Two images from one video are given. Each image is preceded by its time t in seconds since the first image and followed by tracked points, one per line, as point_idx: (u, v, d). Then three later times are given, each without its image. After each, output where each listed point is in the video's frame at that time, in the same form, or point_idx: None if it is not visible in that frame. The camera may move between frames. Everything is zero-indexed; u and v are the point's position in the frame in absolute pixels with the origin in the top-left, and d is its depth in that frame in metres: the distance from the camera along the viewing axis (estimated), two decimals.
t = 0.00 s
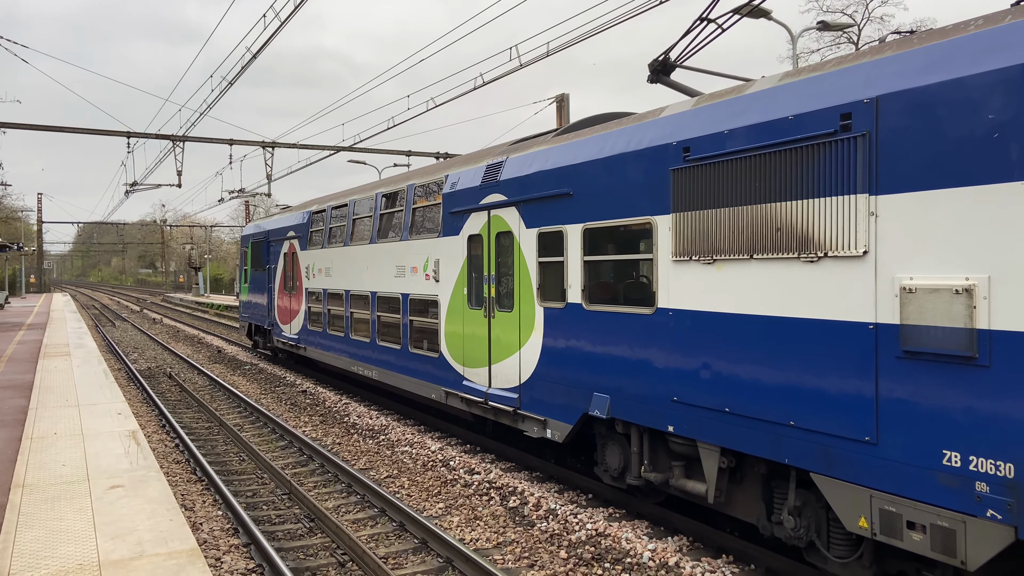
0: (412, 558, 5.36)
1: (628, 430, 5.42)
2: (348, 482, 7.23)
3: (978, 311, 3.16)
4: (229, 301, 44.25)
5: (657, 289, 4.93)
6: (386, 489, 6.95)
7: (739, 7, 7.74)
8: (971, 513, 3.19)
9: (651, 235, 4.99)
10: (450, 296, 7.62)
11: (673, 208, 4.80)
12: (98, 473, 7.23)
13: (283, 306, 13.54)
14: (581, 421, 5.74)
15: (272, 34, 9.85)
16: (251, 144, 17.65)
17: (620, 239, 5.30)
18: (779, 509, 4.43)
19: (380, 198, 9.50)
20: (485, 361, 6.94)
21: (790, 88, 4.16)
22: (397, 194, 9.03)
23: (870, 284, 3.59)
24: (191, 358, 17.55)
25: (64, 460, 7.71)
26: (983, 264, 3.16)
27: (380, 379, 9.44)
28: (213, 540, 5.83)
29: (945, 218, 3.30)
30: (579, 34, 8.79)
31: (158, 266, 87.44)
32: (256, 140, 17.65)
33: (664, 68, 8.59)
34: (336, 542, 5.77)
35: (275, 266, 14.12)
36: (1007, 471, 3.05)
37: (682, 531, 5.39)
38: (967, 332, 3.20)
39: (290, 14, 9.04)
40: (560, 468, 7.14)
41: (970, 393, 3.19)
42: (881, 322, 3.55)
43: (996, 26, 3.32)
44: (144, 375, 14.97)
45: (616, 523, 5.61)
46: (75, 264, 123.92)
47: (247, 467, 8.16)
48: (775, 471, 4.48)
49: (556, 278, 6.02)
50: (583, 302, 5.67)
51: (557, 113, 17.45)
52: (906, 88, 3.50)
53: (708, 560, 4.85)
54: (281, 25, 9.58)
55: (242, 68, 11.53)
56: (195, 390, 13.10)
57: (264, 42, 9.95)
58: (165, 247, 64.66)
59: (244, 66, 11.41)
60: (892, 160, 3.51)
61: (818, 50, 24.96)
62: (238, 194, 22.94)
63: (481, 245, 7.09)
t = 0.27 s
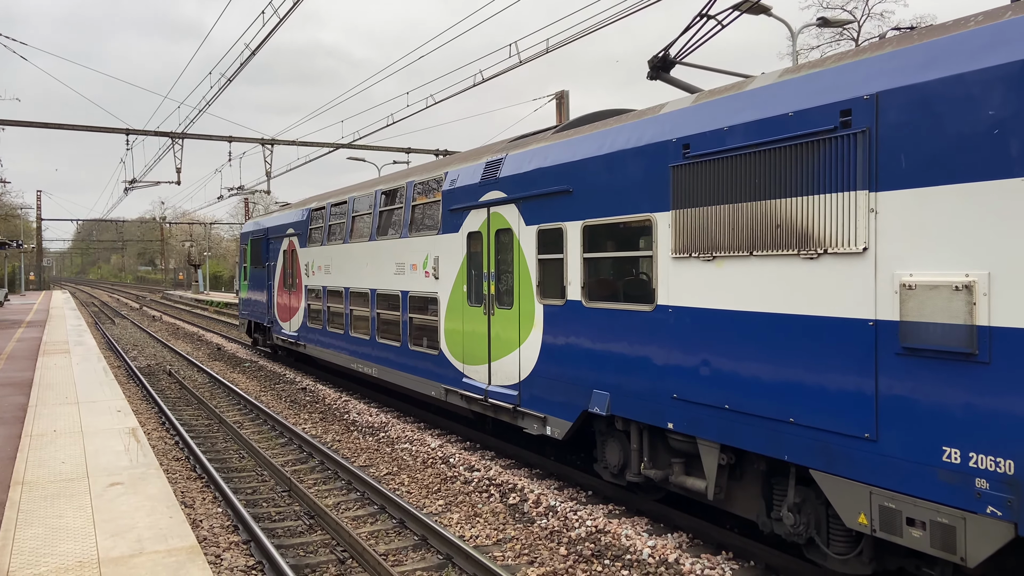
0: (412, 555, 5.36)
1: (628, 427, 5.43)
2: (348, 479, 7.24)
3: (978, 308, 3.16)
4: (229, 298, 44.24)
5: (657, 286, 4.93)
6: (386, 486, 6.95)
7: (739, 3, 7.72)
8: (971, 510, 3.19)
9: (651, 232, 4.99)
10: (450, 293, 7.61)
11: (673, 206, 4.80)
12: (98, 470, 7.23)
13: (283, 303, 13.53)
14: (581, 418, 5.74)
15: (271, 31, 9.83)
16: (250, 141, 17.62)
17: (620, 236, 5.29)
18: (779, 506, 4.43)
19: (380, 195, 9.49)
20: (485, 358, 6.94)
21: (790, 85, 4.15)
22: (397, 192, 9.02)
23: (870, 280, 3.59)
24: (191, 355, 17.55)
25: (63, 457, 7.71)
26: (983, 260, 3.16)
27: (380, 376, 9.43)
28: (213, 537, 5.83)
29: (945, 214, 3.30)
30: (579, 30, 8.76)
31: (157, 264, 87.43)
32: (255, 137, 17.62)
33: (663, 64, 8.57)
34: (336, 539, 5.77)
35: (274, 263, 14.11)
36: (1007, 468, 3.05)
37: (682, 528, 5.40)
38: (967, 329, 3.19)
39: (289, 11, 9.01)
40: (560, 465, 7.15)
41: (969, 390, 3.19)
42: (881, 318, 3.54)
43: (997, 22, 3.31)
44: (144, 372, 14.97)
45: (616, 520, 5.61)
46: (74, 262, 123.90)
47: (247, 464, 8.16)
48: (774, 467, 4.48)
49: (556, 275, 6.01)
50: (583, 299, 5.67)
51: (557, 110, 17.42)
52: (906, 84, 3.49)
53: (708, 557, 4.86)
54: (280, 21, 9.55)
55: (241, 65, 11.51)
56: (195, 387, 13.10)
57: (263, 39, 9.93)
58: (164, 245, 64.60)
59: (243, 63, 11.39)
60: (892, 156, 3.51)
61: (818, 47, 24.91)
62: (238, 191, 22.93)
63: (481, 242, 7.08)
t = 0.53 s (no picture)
0: (411, 553, 5.38)
1: (627, 425, 5.44)
2: (348, 478, 7.25)
3: (976, 307, 3.17)
4: (228, 297, 44.24)
5: (656, 285, 4.94)
6: (386, 484, 6.97)
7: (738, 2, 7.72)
8: (969, 508, 3.21)
9: (650, 231, 5.00)
10: (450, 292, 7.63)
11: (672, 205, 4.81)
12: (98, 469, 7.24)
13: (283, 302, 13.54)
14: (581, 416, 5.76)
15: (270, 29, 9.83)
16: (249, 140, 17.61)
17: (619, 235, 5.30)
18: (778, 504, 4.45)
19: (379, 194, 9.49)
20: (485, 357, 6.96)
21: (789, 84, 4.16)
22: (396, 190, 9.03)
23: (869, 279, 3.61)
24: (190, 354, 17.57)
25: (63, 456, 7.73)
26: (982, 259, 3.17)
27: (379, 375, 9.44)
28: (213, 536, 5.85)
29: (944, 213, 3.31)
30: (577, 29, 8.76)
31: (157, 262, 87.38)
32: (254, 136, 17.63)
33: (663, 63, 8.57)
34: (336, 537, 5.79)
35: (274, 262, 14.12)
36: (1005, 466, 3.07)
37: (681, 526, 5.43)
38: (965, 327, 3.21)
39: (288, 10, 9.02)
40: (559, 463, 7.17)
41: (968, 388, 3.21)
42: (880, 317, 3.56)
43: (995, 22, 3.32)
44: (144, 371, 14.98)
45: (615, 518, 5.63)
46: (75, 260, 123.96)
47: (247, 463, 8.18)
48: (773, 465, 4.50)
49: (555, 274, 6.03)
50: (582, 297, 5.68)
51: (556, 108, 17.42)
52: (905, 84, 3.50)
53: (707, 554, 4.88)
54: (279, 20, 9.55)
55: (240, 64, 11.51)
56: (195, 386, 13.12)
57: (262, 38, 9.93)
58: (163, 243, 64.57)
59: (242, 62, 11.39)
60: (891, 156, 3.52)
61: (817, 45, 24.88)
62: (237, 189, 22.89)
63: (480, 241, 7.09)
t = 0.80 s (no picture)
0: (410, 552, 5.38)
1: (626, 424, 5.44)
2: (347, 477, 7.25)
3: (974, 305, 3.17)
4: (227, 296, 44.20)
5: (655, 284, 4.94)
6: (385, 483, 6.97)
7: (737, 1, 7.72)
8: (968, 506, 3.21)
9: (649, 230, 5.00)
10: (449, 291, 7.62)
11: (670, 204, 4.82)
12: (96, 469, 7.23)
13: (282, 301, 13.52)
14: (580, 415, 5.75)
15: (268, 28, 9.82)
16: (248, 139, 17.60)
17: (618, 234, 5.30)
18: (777, 503, 4.45)
19: (378, 193, 9.49)
20: (484, 356, 6.96)
21: (788, 82, 4.15)
22: (395, 190, 9.02)
23: (867, 278, 3.61)
24: (189, 353, 17.56)
25: (62, 456, 7.72)
26: (980, 258, 3.17)
27: (378, 374, 9.44)
28: (212, 535, 5.84)
29: (943, 212, 3.31)
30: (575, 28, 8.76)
31: (155, 262, 87.27)
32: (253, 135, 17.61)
33: (661, 62, 8.57)
34: (335, 536, 5.79)
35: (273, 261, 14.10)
36: (1003, 465, 3.07)
37: (680, 524, 5.43)
38: (964, 326, 3.21)
39: (286, 9, 9.02)
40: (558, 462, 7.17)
41: (966, 387, 3.21)
42: (878, 315, 3.56)
43: (994, 20, 3.32)
44: (143, 370, 14.96)
45: (614, 517, 5.63)
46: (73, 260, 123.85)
47: (246, 462, 8.17)
48: (772, 464, 4.50)
49: (554, 273, 6.02)
50: (581, 296, 5.68)
51: (555, 107, 17.41)
52: (903, 82, 3.50)
53: (706, 553, 4.88)
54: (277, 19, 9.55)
55: (238, 63, 11.50)
56: (193, 385, 13.11)
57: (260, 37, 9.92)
58: (162, 243, 64.50)
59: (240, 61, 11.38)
60: (890, 154, 3.52)
61: (815, 44, 24.85)
62: (235, 188, 22.86)
63: (479, 240, 7.09)
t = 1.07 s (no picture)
0: (409, 552, 5.36)
1: (624, 424, 5.43)
2: (345, 476, 7.23)
3: (973, 304, 3.16)
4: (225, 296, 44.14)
5: (653, 284, 4.92)
6: (383, 483, 6.95)
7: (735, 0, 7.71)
8: (966, 506, 3.19)
9: (647, 229, 4.98)
10: (447, 290, 7.60)
11: (667, 203, 4.81)
12: (94, 468, 7.21)
13: (280, 301, 13.49)
14: (578, 416, 5.74)
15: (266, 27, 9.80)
16: (246, 138, 17.57)
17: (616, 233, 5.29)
18: (776, 502, 4.44)
19: (376, 193, 9.47)
20: (483, 356, 6.94)
21: (786, 82, 4.14)
22: (393, 189, 9.00)
23: (865, 278, 3.59)
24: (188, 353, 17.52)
25: (60, 456, 7.69)
26: (979, 257, 3.16)
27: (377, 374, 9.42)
28: (210, 535, 5.82)
29: (941, 210, 3.30)
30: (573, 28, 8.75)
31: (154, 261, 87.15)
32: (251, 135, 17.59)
33: (659, 61, 8.55)
34: (334, 536, 5.76)
35: (271, 261, 14.07)
36: (1002, 464, 3.05)
37: (678, 524, 5.42)
38: (962, 326, 3.20)
39: (284, 9, 9.01)
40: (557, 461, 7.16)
41: (964, 387, 3.19)
42: (877, 315, 3.55)
43: (992, 19, 3.31)
44: (141, 370, 14.93)
45: (612, 517, 5.62)
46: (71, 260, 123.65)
47: (245, 462, 8.15)
48: (770, 464, 4.49)
49: (552, 272, 6.01)
50: (580, 296, 5.66)
51: (553, 107, 17.40)
52: (901, 82, 3.49)
53: (704, 552, 4.86)
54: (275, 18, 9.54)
55: (237, 62, 11.48)
56: (192, 385, 13.08)
57: (258, 36, 9.90)
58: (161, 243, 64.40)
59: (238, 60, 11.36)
60: (888, 153, 3.51)
61: (814, 44, 24.85)
62: (233, 188, 22.82)
63: (477, 239, 7.07)
